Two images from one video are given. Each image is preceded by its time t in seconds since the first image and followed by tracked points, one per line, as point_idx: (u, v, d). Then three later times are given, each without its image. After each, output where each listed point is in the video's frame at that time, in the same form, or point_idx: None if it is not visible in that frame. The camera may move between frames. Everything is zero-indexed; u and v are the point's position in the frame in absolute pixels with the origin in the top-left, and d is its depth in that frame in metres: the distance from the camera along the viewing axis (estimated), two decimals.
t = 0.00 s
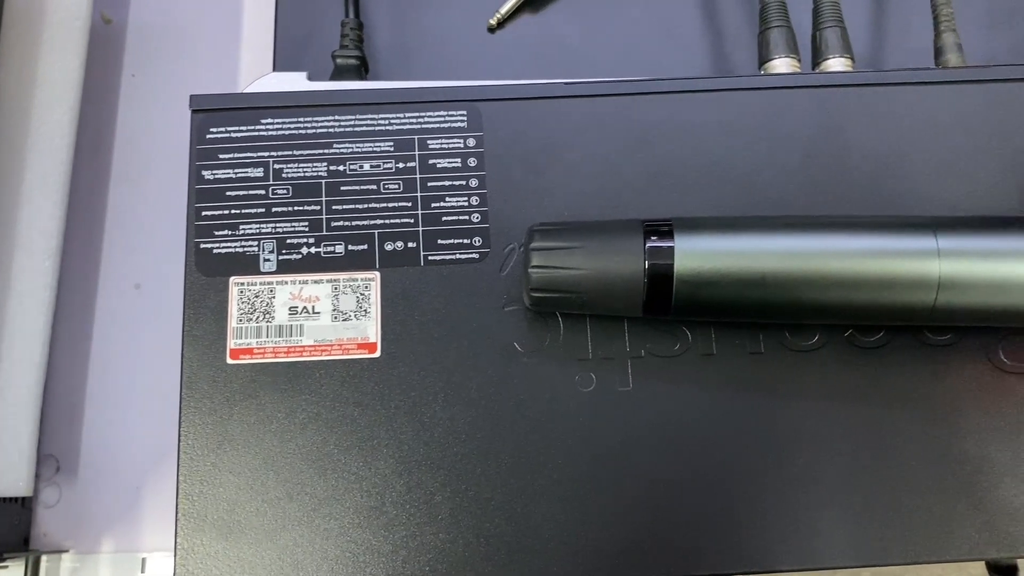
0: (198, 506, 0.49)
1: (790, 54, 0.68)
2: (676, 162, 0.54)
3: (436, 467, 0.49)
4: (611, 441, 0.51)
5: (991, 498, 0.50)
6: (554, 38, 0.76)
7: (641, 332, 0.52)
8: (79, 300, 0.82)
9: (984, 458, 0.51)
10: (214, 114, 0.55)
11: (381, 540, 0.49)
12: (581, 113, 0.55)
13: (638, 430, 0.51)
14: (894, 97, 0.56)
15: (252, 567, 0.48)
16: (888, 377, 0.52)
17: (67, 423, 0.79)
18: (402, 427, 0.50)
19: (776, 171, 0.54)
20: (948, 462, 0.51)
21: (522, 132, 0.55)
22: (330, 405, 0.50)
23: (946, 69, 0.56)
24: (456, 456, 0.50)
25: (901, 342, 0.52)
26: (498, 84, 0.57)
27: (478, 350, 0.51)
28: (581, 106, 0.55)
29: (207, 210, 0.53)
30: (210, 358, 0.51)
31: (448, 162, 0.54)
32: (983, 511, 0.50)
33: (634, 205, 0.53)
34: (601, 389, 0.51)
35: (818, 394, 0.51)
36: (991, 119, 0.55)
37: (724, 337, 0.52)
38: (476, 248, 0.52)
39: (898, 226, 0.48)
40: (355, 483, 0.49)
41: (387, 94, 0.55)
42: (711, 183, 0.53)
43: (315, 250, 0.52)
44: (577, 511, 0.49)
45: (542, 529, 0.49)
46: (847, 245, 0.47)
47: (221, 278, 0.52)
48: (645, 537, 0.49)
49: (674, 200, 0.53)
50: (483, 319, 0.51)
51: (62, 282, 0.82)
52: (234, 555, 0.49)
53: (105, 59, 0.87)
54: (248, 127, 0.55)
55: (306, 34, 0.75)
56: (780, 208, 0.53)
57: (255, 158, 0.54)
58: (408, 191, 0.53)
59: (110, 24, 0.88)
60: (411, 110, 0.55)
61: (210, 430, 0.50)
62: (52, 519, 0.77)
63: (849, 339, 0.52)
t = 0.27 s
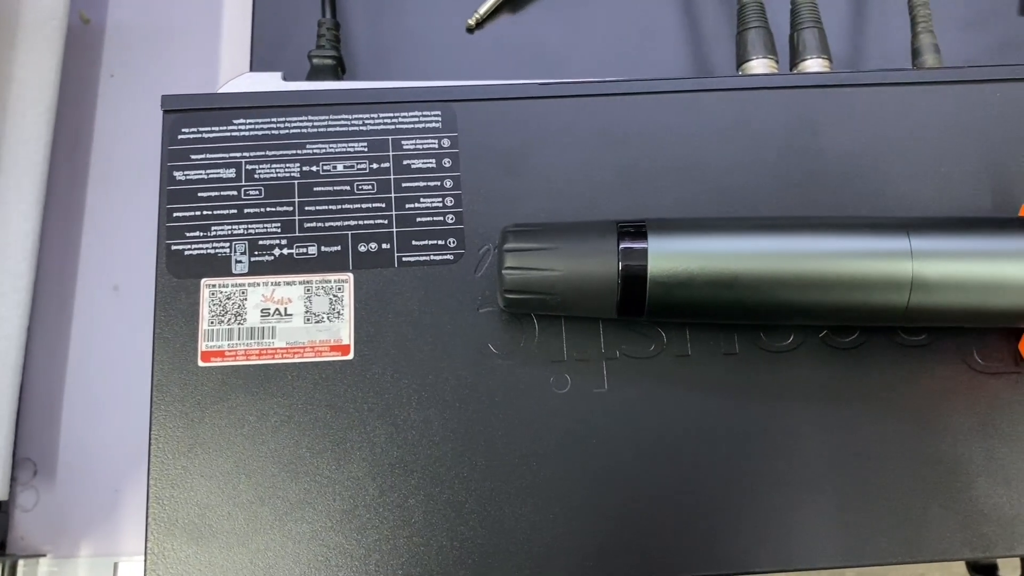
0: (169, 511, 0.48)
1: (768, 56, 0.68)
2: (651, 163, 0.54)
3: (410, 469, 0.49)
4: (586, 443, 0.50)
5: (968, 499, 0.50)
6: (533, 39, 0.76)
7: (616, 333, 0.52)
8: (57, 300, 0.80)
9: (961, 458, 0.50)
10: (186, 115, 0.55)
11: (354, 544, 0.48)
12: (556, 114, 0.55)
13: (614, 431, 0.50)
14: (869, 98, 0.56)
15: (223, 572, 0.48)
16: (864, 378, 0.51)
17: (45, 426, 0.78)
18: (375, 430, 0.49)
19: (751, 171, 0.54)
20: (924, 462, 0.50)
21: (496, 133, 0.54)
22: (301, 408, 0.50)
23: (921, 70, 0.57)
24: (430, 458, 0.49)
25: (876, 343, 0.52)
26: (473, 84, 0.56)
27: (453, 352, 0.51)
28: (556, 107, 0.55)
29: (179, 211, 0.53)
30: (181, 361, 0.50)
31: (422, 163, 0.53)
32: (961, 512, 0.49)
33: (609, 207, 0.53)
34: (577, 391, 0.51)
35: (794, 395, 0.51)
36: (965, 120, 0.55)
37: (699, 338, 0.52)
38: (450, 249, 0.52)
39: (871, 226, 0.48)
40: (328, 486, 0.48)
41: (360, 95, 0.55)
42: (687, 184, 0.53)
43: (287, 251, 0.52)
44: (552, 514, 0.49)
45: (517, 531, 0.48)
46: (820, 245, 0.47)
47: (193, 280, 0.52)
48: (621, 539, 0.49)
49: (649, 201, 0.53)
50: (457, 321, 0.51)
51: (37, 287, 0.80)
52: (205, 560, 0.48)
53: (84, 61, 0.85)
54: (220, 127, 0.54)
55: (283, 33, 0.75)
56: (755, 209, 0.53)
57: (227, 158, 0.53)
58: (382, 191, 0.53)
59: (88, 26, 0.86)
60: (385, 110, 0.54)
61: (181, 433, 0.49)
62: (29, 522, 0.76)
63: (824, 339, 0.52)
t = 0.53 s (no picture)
0: (143, 511, 0.48)
1: (750, 52, 0.68)
2: (631, 160, 0.53)
3: (387, 468, 0.48)
4: (565, 441, 0.50)
5: (947, 496, 0.49)
6: (515, 36, 0.76)
7: (595, 330, 0.51)
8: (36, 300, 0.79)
9: (940, 455, 0.50)
10: (161, 111, 0.54)
11: (330, 544, 0.47)
12: (535, 111, 0.54)
13: (593, 429, 0.50)
14: (849, 94, 0.55)
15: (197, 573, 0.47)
16: (844, 375, 0.51)
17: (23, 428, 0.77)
18: (352, 429, 0.49)
19: (730, 168, 0.53)
20: (904, 459, 0.50)
21: (476, 129, 0.54)
22: (278, 407, 0.49)
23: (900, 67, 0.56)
24: (407, 457, 0.49)
25: (856, 340, 0.52)
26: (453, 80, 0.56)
27: (430, 350, 0.50)
28: (536, 103, 0.55)
29: (154, 208, 0.52)
30: (156, 359, 0.50)
31: (400, 159, 0.53)
32: (942, 509, 0.49)
33: (589, 203, 0.52)
34: (556, 389, 0.50)
35: (775, 392, 0.51)
36: (944, 117, 0.55)
37: (679, 335, 0.52)
38: (429, 246, 0.51)
39: (850, 223, 0.47)
40: (305, 485, 0.48)
41: (338, 90, 0.54)
42: (667, 181, 0.53)
43: (264, 249, 0.51)
44: (531, 512, 0.48)
45: (496, 529, 0.48)
46: (799, 243, 0.46)
47: (168, 277, 0.51)
48: (600, 538, 0.48)
49: (629, 198, 0.52)
50: (435, 318, 0.50)
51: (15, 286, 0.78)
52: (180, 560, 0.47)
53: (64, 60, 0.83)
54: (196, 124, 0.54)
55: (264, 30, 0.74)
56: (735, 206, 0.52)
57: (203, 155, 0.53)
58: (359, 188, 0.52)
59: (69, 24, 0.84)
60: (363, 107, 0.54)
61: (156, 433, 0.49)
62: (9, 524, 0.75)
63: (804, 336, 0.52)
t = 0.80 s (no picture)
0: (117, 510, 0.47)
1: (731, 49, 0.68)
2: (611, 156, 0.53)
3: (365, 466, 0.48)
4: (544, 439, 0.49)
5: (927, 492, 0.49)
6: (497, 33, 0.75)
7: (575, 326, 0.51)
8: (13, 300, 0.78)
9: (919, 450, 0.50)
10: (136, 106, 0.53)
11: (307, 542, 0.47)
12: (514, 106, 0.54)
13: (573, 426, 0.50)
14: (830, 90, 0.55)
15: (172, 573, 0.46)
16: (824, 371, 0.51)
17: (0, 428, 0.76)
18: (329, 428, 0.48)
19: (710, 163, 0.53)
20: (884, 455, 0.50)
21: (454, 125, 0.53)
22: (253, 406, 0.48)
23: (881, 63, 0.56)
24: (385, 454, 0.48)
25: (837, 336, 0.52)
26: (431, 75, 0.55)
27: (409, 347, 0.50)
28: (515, 99, 0.54)
29: (129, 205, 0.51)
30: (130, 357, 0.49)
31: (378, 155, 0.52)
32: (921, 504, 0.49)
33: (568, 199, 0.52)
34: (535, 385, 0.50)
35: (755, 388, 0.51)
36: (924, 113, 0.55)
37: (659, 332, 0.51)
38: (407, 242, 0.51)
39: (830, 219, 0.47)
40: (281, 484, 0.47)
41: (315, 85, 0.53)
42: (646, 176, 0.53)
43: (239, 246, 0.51)
44: (510, 510, 0.48)
45: (474, 527, 0.48)
46: (779, 238, 0.46)
47: (143, 274, 0.50)
48: (579, 534, 0.48)
49: (608, 193, 0.52)
50: (414, 315, 0.50)
51: None
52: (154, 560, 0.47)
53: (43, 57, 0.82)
54: (172, 119, 0.53)
55: (243, 27, 0.74)
56: (715, 202, 0.52)
57: (178, 151, 0.52)
58: (336, 184, 0.52)
59: (48, 21, 0.83)
60: (340, 102, 0.53)
61: (130, 432, 0.48)
62: None
63: (784, 332, 0.51)
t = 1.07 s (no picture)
0: (88, 510, 0.47)
1: (713, 45, 0.68)
2: (589, 151, 0.53)
3: (340, 465, 0.47)
4: (522, 436, 0.49)
5: (906, 488, 0.49)
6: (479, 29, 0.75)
7: (553, 322, 0.50)
8: None
9: (899, 447, 0.50)
10: (108, 101, 0.53)
11: (282, 542, 0.46)
12: (492, 101, 0.54)
13: (551, 423, 0.49)
14: (809, 85, 0.55)
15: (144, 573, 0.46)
16: (803, 367, 0.51)
17: None
18: (303, 426, 0.48)
19: (689, 158, 0.53)
20: (863, 452, 0.49)
21: (431, 120, 0.53)
22: (227, 404, 0.48)
23: (860, 58, 0.56)
24: (361, 453, 0.47)
25: (816, 332, 0.51)
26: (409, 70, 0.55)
27: (384, 344, 0.49)
28: (493, 93, 0.54)
29: (101, 201, 0.51)
30: (102, 355, 0.49)
31: (354, 150, 0.52)
32: (900, 501, 0.49)
33: (545, 195, 0.51)
34: (513, 382, 0.49)
35: (734, 385, 0.50)
36: (904, 108, 0.55)
37: (638, 328, 0.51)
38: (383, 238, 0.50)
39: (809, 213, 0.47)
40: (255, 483, 0.47)
41: (290, 80, 0.53)
42: (625, 172, 0.52)
43: (213, 242, 0.50)
44: (487, 509, 0.47)
45: (451, 526, 0.47)
46: (757, 233, 0.46)
47: (115, 271, 0.50)
48: (557, 533, 0.47)
49: (586, 189, 0.52)
50: (390, 311, 0.49)
51: None
52: (126, 560, 0.46)
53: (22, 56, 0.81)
54: (145, 114, 0.52)
55: (222, 21, 0.73)
56: (694, 197, 0.52)
57: (151, 146, 0.52)
58: (311, 179, 0.51)
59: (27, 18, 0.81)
60: (316, 96, 0.53)
61: (102, 430, 0.48)
62: None
63: (763, 328, 0.51)
